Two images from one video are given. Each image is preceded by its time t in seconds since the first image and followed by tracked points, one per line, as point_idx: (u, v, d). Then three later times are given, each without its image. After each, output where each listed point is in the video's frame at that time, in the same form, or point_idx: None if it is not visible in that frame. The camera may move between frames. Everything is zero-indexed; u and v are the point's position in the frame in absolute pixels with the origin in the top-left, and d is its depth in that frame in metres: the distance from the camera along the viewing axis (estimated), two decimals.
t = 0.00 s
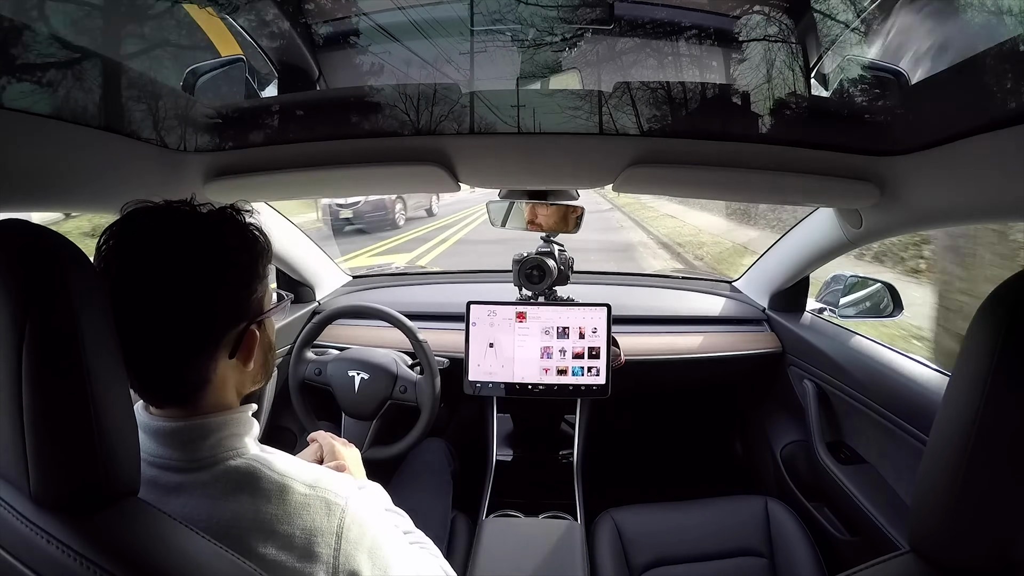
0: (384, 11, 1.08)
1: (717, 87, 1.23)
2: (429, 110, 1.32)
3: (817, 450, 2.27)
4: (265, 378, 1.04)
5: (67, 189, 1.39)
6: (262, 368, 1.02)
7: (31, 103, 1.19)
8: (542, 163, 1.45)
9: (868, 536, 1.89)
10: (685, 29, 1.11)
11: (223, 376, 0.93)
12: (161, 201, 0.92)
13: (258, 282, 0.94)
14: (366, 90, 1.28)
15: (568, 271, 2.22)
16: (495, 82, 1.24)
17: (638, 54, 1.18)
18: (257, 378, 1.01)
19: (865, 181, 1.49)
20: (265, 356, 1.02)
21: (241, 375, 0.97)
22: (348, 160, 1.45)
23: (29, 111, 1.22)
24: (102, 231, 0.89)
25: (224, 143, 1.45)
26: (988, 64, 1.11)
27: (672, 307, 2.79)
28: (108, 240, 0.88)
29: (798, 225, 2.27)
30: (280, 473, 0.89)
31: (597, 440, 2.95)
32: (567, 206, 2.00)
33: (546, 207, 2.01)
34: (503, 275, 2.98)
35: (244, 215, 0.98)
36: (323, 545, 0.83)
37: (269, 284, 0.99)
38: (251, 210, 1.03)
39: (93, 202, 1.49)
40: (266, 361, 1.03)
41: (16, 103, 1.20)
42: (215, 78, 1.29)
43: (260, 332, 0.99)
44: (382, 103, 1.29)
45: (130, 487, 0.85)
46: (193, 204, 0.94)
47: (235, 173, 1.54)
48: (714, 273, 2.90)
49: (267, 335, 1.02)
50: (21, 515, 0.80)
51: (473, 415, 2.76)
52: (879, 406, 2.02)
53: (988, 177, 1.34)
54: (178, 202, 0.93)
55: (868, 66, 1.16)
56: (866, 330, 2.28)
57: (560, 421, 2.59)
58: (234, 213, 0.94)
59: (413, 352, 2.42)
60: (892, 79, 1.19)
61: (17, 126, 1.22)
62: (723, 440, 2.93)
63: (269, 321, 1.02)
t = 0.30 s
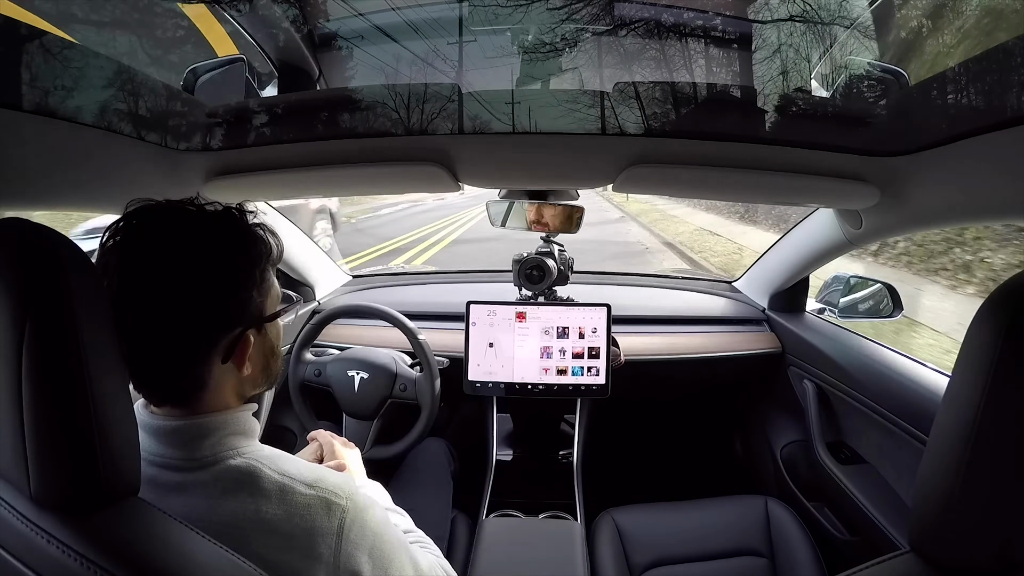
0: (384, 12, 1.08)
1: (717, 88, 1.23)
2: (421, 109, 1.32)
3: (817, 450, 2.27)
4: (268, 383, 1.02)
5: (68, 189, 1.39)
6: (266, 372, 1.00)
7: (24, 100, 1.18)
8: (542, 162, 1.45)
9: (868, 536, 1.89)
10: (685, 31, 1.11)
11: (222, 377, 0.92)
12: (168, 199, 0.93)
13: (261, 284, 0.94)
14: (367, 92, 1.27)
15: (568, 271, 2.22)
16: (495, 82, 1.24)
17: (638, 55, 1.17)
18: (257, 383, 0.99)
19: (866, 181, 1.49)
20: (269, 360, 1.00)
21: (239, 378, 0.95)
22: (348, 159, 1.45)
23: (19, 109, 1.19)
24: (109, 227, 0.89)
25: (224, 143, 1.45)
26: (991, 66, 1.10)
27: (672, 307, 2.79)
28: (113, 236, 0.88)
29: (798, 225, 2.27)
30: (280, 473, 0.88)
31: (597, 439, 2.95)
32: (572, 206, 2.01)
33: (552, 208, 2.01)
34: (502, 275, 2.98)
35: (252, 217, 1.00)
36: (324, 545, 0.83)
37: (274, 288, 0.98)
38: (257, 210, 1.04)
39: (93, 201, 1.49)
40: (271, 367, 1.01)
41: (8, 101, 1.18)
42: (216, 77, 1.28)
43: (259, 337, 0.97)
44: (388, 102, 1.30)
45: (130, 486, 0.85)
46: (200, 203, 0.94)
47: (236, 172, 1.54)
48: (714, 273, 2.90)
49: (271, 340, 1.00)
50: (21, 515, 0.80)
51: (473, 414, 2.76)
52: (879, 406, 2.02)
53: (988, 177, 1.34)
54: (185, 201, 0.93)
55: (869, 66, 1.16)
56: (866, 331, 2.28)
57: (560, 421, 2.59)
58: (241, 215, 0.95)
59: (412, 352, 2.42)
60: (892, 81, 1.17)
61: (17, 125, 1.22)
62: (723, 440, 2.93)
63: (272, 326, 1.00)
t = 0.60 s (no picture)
0: (384, 11, 1.08)
1: (716, 88, 1.23)
2: (413, 109, 1.32)
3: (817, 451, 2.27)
4: (271, 390, 1.02)
5: (67, 188, 1.39)
6: (268, 379, 1.01)
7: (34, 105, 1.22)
8: (542, 162, 1.45)
9: (868, 536, 1.89)
10: (685, 30, 1.11)
11: (224, 380, 0.92)
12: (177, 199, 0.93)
13: (266, 289, 0.93)
14: (368, 92, 1.28)
15: (568, 271, 2.22)
16: (494, 83, 1.24)
17: (638, 55, 1.17)
18: (261, 390, 1.00)
19: (867, 181, 1.49)
20: (272, 368, 1.01)
21: (243, 383, 0.95)
22: (348, 159, 1.45)
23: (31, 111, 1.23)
24: (120, 223, 0.90)
25: (224, 142, 1.45)
26: (990, 67, 1.10)
27: (672, 307, 2.78)
28: (124, 232, 0.89)
29: (798, 225, 2.27)
30: (283, 475, 0.88)
31: (597, 440, 2.95)
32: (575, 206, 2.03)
33: (557, 211, 2.04)
34: (502, 275, 2.98)
35: (265, 224, 0.99)
36: (326, 546, 0.83)
37: (281, 293, 0.98)
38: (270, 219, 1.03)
39: (92, 201, 1.49)
40: (274, 373, 1.02)
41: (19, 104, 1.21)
42: (217, 77, 1.27)
43: (265, 343, 0.97)
44: (389, 101, 1.30)
45: (131, 487, 0.85)
46: (213, 204, 0.94)
47: (235, 172, 1.54)
48: (714, 273, 2.90)
49: (276, 347, 1.00)
50: (22, 515, 0.80)
51: (473, 414, 2.75)
52: (879, 406, 2.02)
53: (989, 178, 1.34)
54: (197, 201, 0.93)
55: (869, 65, 1.17)
56: (866, 331, 2.28)
57: (560, 421, 2.59)
58: (252, 220, 0.95)
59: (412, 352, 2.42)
60: (892, 80, 1.19)
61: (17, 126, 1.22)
62: (723, 440, 2.93)
63: (280, 333, 1.01)
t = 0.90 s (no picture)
0: (384, 10, 1.08)
1: (716, 88, 1.23)
2: (410, 109, 1.32)
3: (817, 450, 2.27)
4: (268, 389, 1.02)
5: (68, 188, 1.40)
6: (267, 377, 1.00)
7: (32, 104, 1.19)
8: (542, 162, 1.45)
9: (868, 536, 1.89)
10: (684, 29, 1.11)
11: (223, 378, 0.92)
12: (180, 196, 0.92)
13: (269, 288, 0.93)
14: (369, 91, 1.28)
15: (568, 271, 2.22)
16: (494, 83, 1.24)
17: (637, 55, 1.17)
18: (259, 389, 1.00)
19: (866, 181, 1.49)
20: (271, 366, 1.01)
21: (241, 381, 0.95)
22: (347, 159, 1.45)
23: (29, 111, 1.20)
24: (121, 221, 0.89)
25: (224, 142, 1.45)
26: (989, 67, 1.10)
27: (672, 307, 2.79)
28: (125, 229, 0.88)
29: (798, 225, 2.27)
30: (281, 473, 0.88)
31: (597, 440, 2.95)
32: (573, 209, 2.01)
33: (553, 214, 2.02)
34: (503, 275, 2.98)
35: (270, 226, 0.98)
36: (323, 546, 0.83)
37: (283, 292, 0.98)
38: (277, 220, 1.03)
39: (93, 201, 1.49)
40: (273, 371, 1.01)
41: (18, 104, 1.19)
42: (219, 76, 1.28)
43: (265, 342, 0.97)
44: (388, 100, 1.30)
45: (130, 487, 0.85)
46: (221, 204, 0.93)
47: (235, 172, 1.54)
48: (715, 273, 2.90)
49: (276, 346, 1.00)
50: (22, 515, 0.80)
51: (473, 414, 2.76)
52: (878, 406, 2.02)
53: (989, 178, 1.34)
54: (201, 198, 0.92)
55: (867, 65, 1.17)
56: (866, 331, 2.28)
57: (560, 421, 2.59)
58: (257, 219, 0.94)
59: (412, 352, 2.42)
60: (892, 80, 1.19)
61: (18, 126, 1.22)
62: (724, 441, 2.92)
63: (280, 331, 1.01)
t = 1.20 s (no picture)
0: (385, 10, 1.08)
1: (718, 87, 1.24)
2: (410, 108, 1.32)
3: (817, 450, 2.27)
4: (270, 380, 1.02)
5: (67, 187, 1.40)
6: (268, 369, 1.01)
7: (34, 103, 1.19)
8: (542, 162, 1.45)
9: (868, 536, 1.89)
10: (684, 30, 1.12)
11: (226, 376, 0.92)
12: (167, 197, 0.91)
13: (264, 284, 0.92)
14: (370, 91, 1.28)
15: (568, 271, 2.22)
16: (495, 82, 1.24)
17: (638, 55, 1.17)
18: (260, 381, 1.00)
19: (866, 182, 1.49)
20: (271, 358, 1.00)
21: (244, 376, 0.95)
22: (347, 159, 1.44)
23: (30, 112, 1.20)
24: (110, 226, 0.89)
25: (224, 142, 1.45)
26: (990, 66, 1.10)
27: (672, 307, 2.79)
28: (114, 235, 0.88)
29: (798, 225, 2.27)
30: (281, 474, 0.88)
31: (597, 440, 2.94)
32: (569, 206, 2.01)
33: (549, 209, 2.02)
34: (502, 275, 2.98)
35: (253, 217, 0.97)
36: (325, 546, 0.82)
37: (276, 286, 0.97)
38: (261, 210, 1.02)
39: (92, 200, 1.49)
40: (272, 363, 1.01)
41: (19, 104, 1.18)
42: (217, 77, 1.28)
43: (265, 335, 0.97)
44: (389, 100, 1.30)
45: (130, 486, 0.85)
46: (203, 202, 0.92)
47: (235, 172, 1.54)
48: (715, 273, 2.90)
49: (273, 337, 1.00)
50: (20, 514, 0.79)
51: (472, 415, 2.75)
52: (878, 406, 2.03)
53: (989, 178, 1.34)
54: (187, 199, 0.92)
55: (865, 65, 1.17)
56: (866, 331, 2.28)
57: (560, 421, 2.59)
58: (242, 213, 0.93)
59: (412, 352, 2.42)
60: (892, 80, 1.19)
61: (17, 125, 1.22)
62: (723, 441, 2.92)
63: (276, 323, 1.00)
